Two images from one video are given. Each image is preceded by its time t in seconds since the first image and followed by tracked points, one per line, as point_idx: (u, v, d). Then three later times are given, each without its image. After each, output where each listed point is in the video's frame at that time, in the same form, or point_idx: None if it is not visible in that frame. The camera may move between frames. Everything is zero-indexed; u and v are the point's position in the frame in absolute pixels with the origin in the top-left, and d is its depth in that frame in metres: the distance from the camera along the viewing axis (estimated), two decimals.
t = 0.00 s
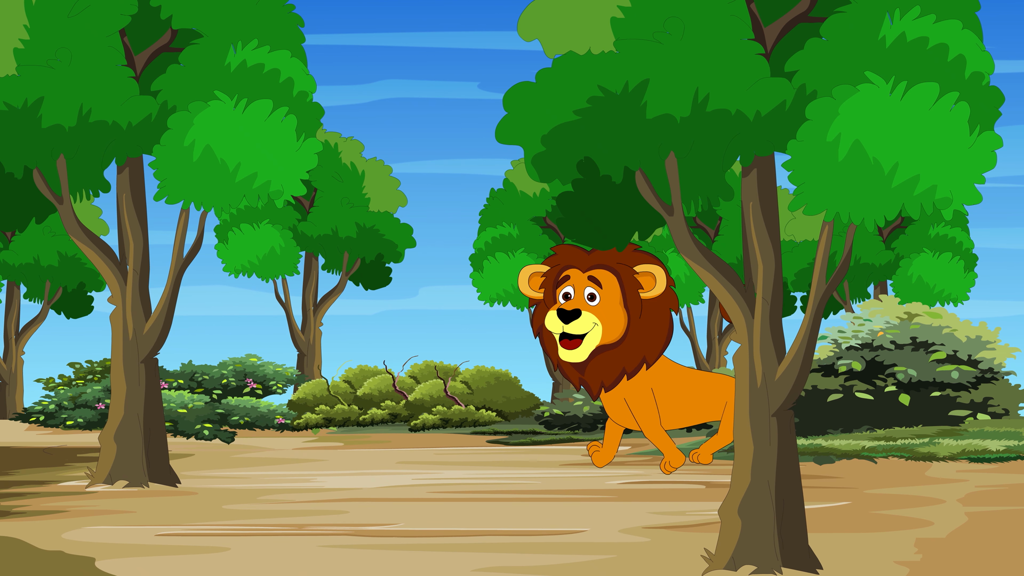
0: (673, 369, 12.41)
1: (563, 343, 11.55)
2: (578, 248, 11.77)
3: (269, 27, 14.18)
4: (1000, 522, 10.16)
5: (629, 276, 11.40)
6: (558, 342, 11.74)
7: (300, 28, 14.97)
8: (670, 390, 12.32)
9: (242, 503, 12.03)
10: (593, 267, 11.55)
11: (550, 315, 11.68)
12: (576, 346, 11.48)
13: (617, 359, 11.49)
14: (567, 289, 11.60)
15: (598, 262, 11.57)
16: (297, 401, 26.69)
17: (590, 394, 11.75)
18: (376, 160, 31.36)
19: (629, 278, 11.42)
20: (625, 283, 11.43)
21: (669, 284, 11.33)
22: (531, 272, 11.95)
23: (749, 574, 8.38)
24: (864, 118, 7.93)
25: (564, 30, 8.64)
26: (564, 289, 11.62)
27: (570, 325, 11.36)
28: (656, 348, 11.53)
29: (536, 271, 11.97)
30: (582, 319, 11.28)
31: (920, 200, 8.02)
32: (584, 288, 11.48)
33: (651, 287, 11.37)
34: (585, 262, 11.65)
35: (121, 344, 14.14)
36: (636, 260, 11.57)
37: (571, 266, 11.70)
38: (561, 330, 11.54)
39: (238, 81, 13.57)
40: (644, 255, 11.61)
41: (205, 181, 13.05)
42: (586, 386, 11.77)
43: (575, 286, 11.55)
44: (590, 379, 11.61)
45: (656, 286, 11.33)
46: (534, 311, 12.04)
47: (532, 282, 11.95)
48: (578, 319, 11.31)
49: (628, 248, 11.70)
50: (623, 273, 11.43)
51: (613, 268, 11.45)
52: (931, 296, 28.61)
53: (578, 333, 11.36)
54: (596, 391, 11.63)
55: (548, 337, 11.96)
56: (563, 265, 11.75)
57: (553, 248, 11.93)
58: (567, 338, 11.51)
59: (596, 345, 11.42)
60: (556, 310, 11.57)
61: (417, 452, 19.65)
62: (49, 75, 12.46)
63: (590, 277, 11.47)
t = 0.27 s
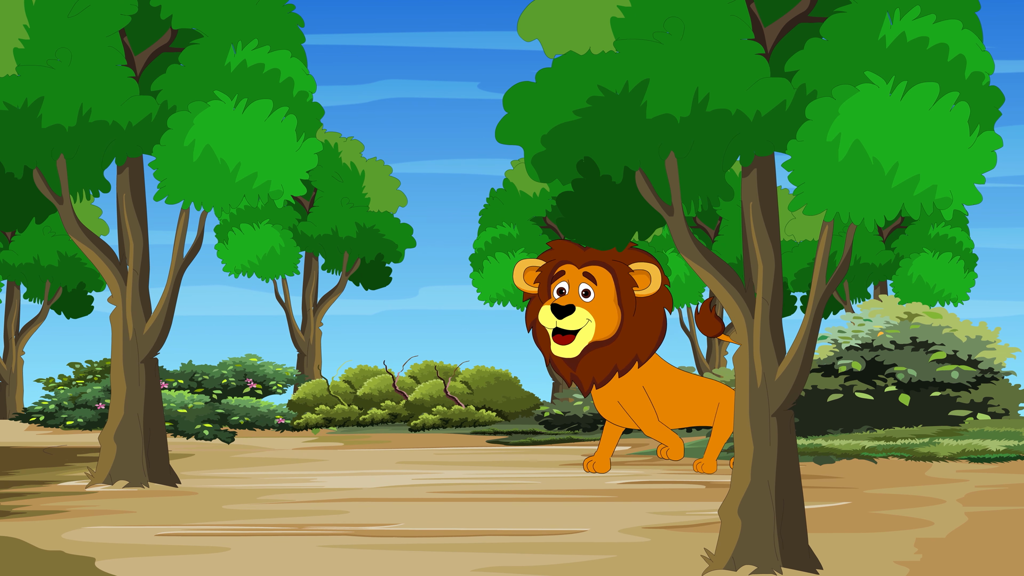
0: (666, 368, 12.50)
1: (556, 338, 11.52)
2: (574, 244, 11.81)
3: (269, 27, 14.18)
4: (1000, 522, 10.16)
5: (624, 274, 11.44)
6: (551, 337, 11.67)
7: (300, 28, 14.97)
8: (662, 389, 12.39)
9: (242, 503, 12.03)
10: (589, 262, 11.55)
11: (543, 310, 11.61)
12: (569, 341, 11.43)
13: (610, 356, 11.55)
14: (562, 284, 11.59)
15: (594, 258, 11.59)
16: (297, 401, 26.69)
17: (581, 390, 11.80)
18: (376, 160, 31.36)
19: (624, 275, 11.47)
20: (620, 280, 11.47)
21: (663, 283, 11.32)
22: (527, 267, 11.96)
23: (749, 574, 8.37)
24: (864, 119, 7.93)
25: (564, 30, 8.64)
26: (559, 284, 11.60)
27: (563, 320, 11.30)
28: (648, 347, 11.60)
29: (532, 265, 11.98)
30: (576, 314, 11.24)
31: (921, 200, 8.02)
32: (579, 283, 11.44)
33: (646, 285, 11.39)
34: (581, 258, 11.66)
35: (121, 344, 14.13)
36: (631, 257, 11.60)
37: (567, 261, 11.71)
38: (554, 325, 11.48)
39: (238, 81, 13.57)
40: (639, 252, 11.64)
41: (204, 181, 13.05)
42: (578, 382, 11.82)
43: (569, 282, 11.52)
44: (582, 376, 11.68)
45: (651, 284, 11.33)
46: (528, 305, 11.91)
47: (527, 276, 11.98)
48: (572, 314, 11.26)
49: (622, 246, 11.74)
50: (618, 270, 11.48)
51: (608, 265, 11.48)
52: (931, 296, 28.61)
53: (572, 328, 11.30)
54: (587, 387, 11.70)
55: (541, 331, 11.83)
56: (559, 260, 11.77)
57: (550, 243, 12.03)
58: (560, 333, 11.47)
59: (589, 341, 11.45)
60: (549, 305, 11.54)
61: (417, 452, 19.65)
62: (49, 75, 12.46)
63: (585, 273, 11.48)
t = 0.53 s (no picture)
0: (661, 371, 12.53)
1: (549, 346, 11.38)
2: (561, 251, 11.66)
3: (269, 27, 14.18)
4: (1000, 522, 10.16)
5: (615, 279, 11.35)
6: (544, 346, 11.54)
7: (300, 28, 14.96)
8: (655, 394, 12.40)
9: (242, 503, 12.03)
10: (578, 269, 11.44)
11: (535, 318, 11.41)
12: (562, 349, 11.30)
13: (604, 361, 11.43)
14: (552, 291, 11.40)
15: (583, 265, 11.49)
16: (297, 401, 26.68)
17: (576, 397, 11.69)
18: (376, 160, 31.36)
19: (614, 280, 11.37)
20: (610, 285, 11.35)
21: (654, 286, 11.30)
22: (516, 276, 11.92)
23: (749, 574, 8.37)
24: (864, 118, 7.93)
25: (564, 30, 8.65)
26: (549, 291, 11.38)
27: (555, 327, 11.18)
28: (642, 350, 11.49)
29: (522, 275, 11.93)
30: (568, 321, 11.14)
31: (921, 200, 8.02)
32: (569, 290, 11.29)
33: (636, 288, 11.35)
34: (570, 265, 11.52)
35: (121, 344, 14.14)
36: (620, 262, 11.53)
37: (557, 269, 11.49)
38: (546, 333, 11.36)
39: (238, 81, 13.57)
40: (628, 256, 11.57)
41: (204, 181, 13.05)
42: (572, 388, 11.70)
43: (559, 289, 11.35)
44: (576, 383, 11.55)
45: (642, 287, 11.31)
46: (518, 314, 11.70)
47: (518, 286, 11.94)
48: (564, 321, 11.16)
49: (611, 251, 11.64)
50: (608, 275, 11.36)
51: (598, 271, 11.37)
52: (931, 296, 28.61)
53: (564, 335, 11.20)
54: (582, 394, 11.59)
55: (533, 339, 11.59)
56: (548, 268, 11.52)
57: (537, 252, 11.76)
58: (553, 341, 11.33)
59: (582, 347, 11.31)
60: (540, 313, 11.38)
61: (417, 452, 19.64)
62: (49, 75, 12.46)
63: (575, 280, 11.31)
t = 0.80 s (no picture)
0: (653, 376, 11.90)
1: (541, 349, 11.15)
2: (551, 254, 11.52)
3: (269, 27, 14.18)
4: (999, 522, 10.16)
5: (605, 281, 11.16)
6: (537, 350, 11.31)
7: (300, 28, 14.96)
8: (645, 401, 11.80)
9: (242, 503, 12.03)
10: (568, 272, 11.27)
11: (527, 323, 11.26)
12: (555, 352, 11.07)
13: (597, 364, 11.20)
14: (542, 296, 11.25)
15: (573, 268, 11.31)
16: (297, 401, 26.69)
17: (569, 401, 11.47)
18: (376, 160, 31.37)
19: (605, 283, 11.17)
20: (601, 288, 11.15)
21: (645, 287, 11.15)
22: (506, 281, 11.69)
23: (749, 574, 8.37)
24: (864, 119, 7.93)
25: (564, 30, 8.64)
26: (540, 296, 11.25)
27: (547, 331, 10.99)
28: (634, 352, 11.31)
29: (512, 279, 11.69)
30: (560, 325, 10.93)
31: (921, 200, 8.02)
32: (560, 294, 11.15)
33: (627, 291, 11.17)
34: (560, 269, 11.36)
35: (121, 344, 14.14)
36: (611, 264, 11.32)
37: (547, 272, 11.38)
38: (538, 337, 11.14)
39: (238, 81, 13.57)
40: (619, 259, 11.37)
41: (205, 181, 13.05)
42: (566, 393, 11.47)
43: (551, 293, 11.22)
44: (570, 386, 11.31)
45: (633, 289, 11.13)
46: (511, 318, 11.58)
47: (509, 291, 11.74)
48: (556, 325, 10.95)
49: (600, 254, 11.43)
50: (598, 277, 11.16)
51: (588, 274, 11.16)
52: (931, 296, 28.62)
53: (556, 339, 10.97)
54: (575, 397, 11.37)
55: (526, 344, 11.46)
56: (538, 272, 11.42)
57: (527, 256, 11.64)
58: (545, 345, 11.11)
59: (575, 350, 11.08)
60: (531, 318, 11.17)
61: (416, 452, 19.64)
62: (49, 75, 12.46)
63: (566, 283, 11.17)
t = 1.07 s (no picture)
0: (647, 375, 12.43)
1: (536, 343, 11.47)
2: (550, 249, 11.66)
3: (269, 27, 14.18)
4: (1000, 522, 10.16)
5: (602, 278, 11.35)
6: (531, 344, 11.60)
7: (300, 28, 14.95)
8: (640, 400, 12.35)
9: (242, 503, 12.03)
10: (566, 267, 11.44)
11: (522, 316, 11.55)
12: (548, 347, 11.42)
13: (590, 360, 11.50)
14: (539, 290, 11.45)
15: (571, 263, 11.49)
16: (297, 401, 26.68)
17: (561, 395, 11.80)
18: (376, 160, 31.37)
19: (602, 279, 11.37)
20: (598, 284, 11.37)
21: (642, 287, 11.34)
22: (504, 273, 11.79)
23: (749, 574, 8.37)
24: (864, 119, 7.93)
25: (564, 30, 8.65)
26: (537, 289, 11.44)
27: (542, 326, 11.29)
28: (628, 350, 11.54)
29: (510, 272, 11.82)
30: (555, 320, 11.22)
31: (921, 200, 8.02)
32: (557, 288, 11.34)
33: (624, 288, 11.37)
34: (559, 263, 11.52)
35: (121, 344, 14.14)
36: (609, 261, 11.53)
37: (544, 267, 11.54)
38: (533, 331, 11.46)
39: (238, 81, 13.57)
40: (617, 256, 11.55)
41: (204, 181, 13.04)
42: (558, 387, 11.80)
43: (548, 287, 11.41)
44: (562, 381, 11.64)
45: (630, 287, 11.34)
46: (506, 311, 11.76)
47: (505, 283, 11.79)
48: (551, 319, 11.25)
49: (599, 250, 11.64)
50: (596, 274, 11.38)
51: (586, 270, 11.37)
52: (931, 296, 28.61)
53: (551, 334, 11.30)
54: (567, 391, 11.70)
55: (521, 337, 11.75)
56: (536, 266, 11.58)
57: (526, 249, 11.78)
58: (539, 339, 11.42)
59: (569, 346, 11.39)
60: (528, 311, 11.45)
61: (417, 452, 19.64)
62: (49, 75, 12.46)
63: (563, 278, 11.36)
